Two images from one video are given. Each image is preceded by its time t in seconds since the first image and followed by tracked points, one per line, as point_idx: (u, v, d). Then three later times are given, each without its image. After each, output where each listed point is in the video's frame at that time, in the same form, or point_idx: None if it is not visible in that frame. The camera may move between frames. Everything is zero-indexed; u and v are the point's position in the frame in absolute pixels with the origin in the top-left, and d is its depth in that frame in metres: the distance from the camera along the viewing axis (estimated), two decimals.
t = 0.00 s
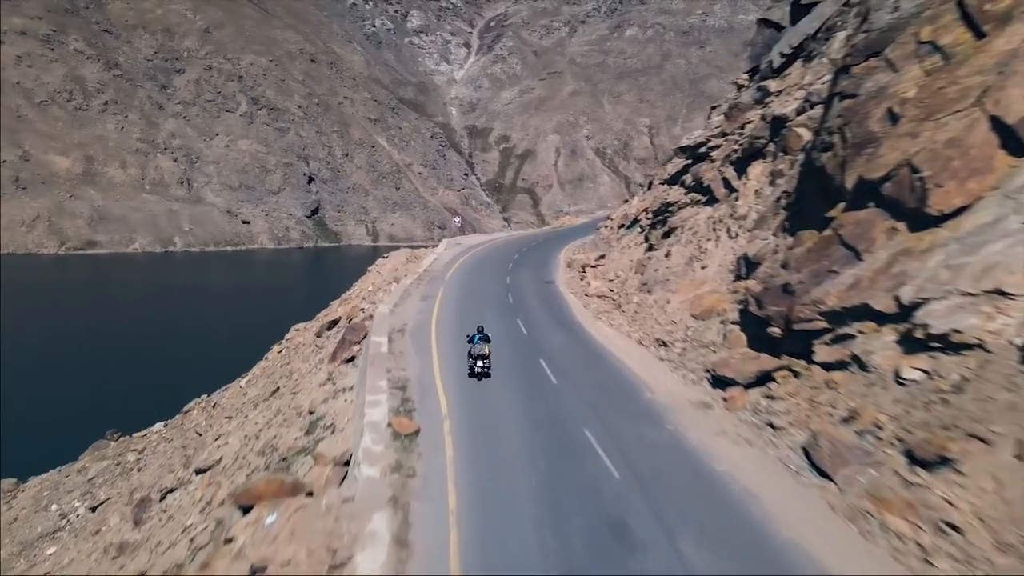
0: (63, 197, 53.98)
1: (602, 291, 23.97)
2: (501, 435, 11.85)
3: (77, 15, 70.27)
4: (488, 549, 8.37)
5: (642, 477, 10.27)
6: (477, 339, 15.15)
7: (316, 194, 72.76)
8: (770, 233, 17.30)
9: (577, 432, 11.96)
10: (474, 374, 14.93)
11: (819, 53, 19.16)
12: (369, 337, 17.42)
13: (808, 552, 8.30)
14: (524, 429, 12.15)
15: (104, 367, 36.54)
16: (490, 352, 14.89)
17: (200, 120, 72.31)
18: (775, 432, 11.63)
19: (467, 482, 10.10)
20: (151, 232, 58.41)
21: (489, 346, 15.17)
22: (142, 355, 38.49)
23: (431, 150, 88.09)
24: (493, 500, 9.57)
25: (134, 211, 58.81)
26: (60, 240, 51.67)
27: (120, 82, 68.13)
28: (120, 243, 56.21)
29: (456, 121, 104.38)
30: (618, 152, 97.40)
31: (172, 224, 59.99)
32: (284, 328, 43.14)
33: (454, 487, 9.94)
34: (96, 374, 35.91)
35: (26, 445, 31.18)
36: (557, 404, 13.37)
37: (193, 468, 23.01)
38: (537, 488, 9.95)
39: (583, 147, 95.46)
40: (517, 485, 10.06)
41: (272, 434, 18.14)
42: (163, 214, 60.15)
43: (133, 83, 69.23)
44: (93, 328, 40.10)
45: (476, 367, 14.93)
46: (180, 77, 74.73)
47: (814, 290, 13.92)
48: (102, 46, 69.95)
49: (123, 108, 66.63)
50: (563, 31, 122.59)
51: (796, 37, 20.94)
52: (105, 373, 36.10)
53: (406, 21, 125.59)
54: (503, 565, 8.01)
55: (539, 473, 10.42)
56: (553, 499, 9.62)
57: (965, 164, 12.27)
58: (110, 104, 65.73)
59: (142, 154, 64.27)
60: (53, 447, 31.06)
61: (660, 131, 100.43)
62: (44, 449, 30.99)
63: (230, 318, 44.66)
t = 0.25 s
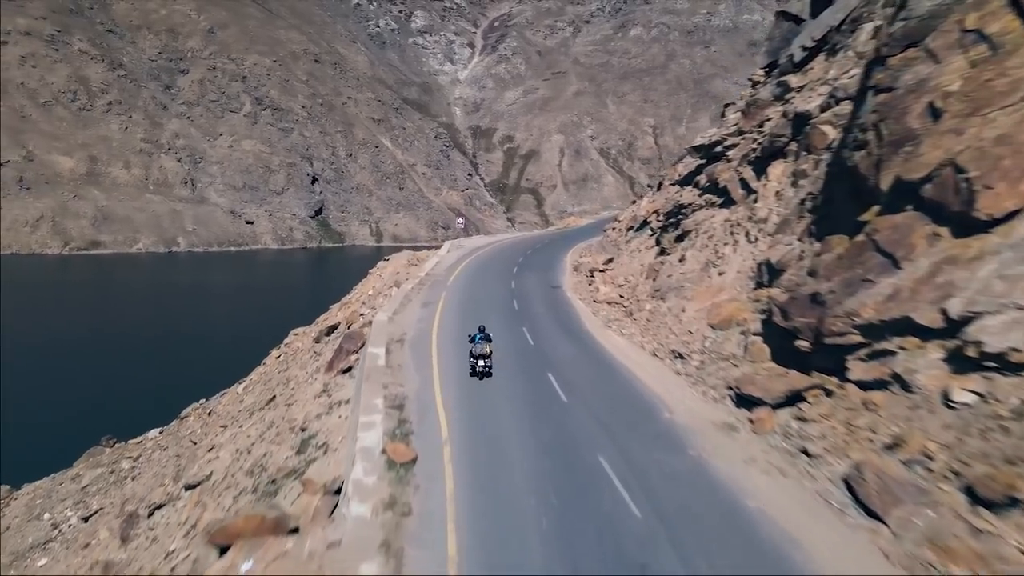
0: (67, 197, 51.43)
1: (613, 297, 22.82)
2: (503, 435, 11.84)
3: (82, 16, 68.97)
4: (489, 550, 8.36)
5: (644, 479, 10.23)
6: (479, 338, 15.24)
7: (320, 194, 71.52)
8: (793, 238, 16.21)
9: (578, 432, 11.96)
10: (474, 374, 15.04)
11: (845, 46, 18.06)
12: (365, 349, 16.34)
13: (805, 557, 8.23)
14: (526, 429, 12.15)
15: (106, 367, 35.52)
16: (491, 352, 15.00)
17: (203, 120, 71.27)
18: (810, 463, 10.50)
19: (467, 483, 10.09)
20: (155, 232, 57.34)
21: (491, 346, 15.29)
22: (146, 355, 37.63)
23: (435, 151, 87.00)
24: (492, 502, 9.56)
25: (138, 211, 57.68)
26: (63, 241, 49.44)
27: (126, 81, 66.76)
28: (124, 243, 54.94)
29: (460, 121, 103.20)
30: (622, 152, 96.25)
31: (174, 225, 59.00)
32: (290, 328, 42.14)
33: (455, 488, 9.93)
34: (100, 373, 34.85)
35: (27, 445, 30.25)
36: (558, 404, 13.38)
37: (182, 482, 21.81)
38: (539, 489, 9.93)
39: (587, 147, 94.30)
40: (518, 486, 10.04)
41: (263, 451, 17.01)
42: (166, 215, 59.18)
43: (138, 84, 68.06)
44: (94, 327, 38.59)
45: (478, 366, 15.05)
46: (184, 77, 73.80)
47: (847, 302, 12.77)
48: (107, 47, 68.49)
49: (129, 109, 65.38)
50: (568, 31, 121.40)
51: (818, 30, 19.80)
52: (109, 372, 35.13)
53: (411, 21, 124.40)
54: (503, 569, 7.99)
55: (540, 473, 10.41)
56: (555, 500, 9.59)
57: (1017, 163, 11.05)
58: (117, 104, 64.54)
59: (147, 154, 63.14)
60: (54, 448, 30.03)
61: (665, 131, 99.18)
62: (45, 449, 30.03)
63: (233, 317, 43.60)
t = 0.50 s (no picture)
0: (69, 197, 50.19)
1: (623, 304, 21.71)
2: (503, 436, 11.80)
3: (85, 15, 67.79)
4: (488, 551, 8.29)
5: (645, 478, 10.17)
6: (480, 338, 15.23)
7: (322, 194, 70.48)
8: (818, 243, 15.17)
9: (579, 433, 11.91)
10: (476, 373, 15.12)
11: (871, 40, 17.13)
12: (360, 362, 15.25)
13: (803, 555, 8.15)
14: (527, 429, 12.12)
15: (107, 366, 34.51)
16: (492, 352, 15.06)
17: (206, 120, 70.21)
18: (853, 500, 9.39)
19: (468, 484, 10.05)
20: (157, 232, 56.33)
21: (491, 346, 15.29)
22: (148, 355, 36.55)
23: (437, 150, 85.95)
24: (492, 502, 9.51)
25: (140, 211, 56.63)
26: (66, 241, 48.30)
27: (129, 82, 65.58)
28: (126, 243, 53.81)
29: (463, 121, 102.13)
30: (625, 152, 95.16)
31: (177, 225, 58.04)
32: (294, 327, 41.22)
33: (456, 489, 9.89)
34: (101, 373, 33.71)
35: (25, 445, 29.14)
36: (560, 406, 13.36)
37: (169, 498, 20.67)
38: (540, 488, 9.88)
39: (590, 147, 93.24)
40: (518, 486, 9.99)
41: (251, 471, 15.85)
42: (168, 214, 58.20)
43: (140, 84, 66.97)
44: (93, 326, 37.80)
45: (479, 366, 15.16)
46: (186, 77, 72.75)
47: (883, 316, 11.66)
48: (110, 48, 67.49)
49: (132, 109, 64.35)
50: (570, 31, 120.28)
51: (841, 23, 18.76)
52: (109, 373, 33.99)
53: (413, 21, 123.35)
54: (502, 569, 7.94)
55: (542, 473, 10.36)
56: (556, 500, 9.53)
57: None
58: (121, 105, 63.63)
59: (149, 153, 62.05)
60: (54, 448, 28.85)
61: (668, 131, 98.04)
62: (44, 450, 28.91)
63: (235, 317, 42.61)
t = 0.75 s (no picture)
0: (70, 197, 50.31)
1: (633, 311, 20.66)
2: (504, 437, 11.77)
3: (88, 16, 66.92)
4: (487, 550, 8.29)
5: (645, 479, 10.15)
6: (481, 336, 15.27)
7: (324, 194, 69.41)
8: (846, 248, 14.07)
9: (580, 435, 11.90)
10: (477, 371, 15.19)
11: (904, 29, 15.94)
12: (353, 379, 14.06)
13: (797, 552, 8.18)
14: (527, 430, 12.12)
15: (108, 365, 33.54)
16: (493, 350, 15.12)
17: (208, 119, 69.03)
18: (907, 548, 8.32)
19: (468, 482, 10.05)
20: (160, 232, 55.48)
21: (491, 343, 15.37)
22: (149, 355, 35.57)
23: (440, 149, 84.79)
24: (492, 501, 9.51)
25: (142, 211, 55.61)
26: (67, 240, 48.03)
27: (130, 82, 64.67)
28: (129, 241, 52.96)
29: (466, 120, 100.93)
30: (629, 152, 93.99)
31: (179, 225, 57.07)
32: (297, 325, 40.44)
33: (456, 487, 9.89)
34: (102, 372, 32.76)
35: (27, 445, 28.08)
36: (563, 411, 13.06)
37: (155, 514, 19.49)
38: (541, 497, 9.64)
39: (593, 146, 92.05)
40: (518, 486, 9.98)
41: (236, 493, 14.73)
42: (171, 214, 57.19)
43: (143, 83, 66.12)
44: (97, 326, 36.51)
45: (481, 364, 15.19)
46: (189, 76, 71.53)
47: (929, 332, 10.52)
48: (113, 49, 66.86)
49: (133, 108, 63.31)
50: (573, 30, 119.02)
51: (868, 14, 17.62)
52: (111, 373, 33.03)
53: (415, 20, 122.08)
54: (500, 568, 7.94)
55: (543, 481, 10.11)
56: (557, 508, 9.30)
57: None
58: (121, 104, 62.67)
59: (152, 153, 61.14)
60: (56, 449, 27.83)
61: (672, 130, 96.82)
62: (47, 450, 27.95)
63: (237, 314, 41.73)
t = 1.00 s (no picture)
0: (72, 197, 50.47)
1: (645, 320, 19.53)
2: (503, 440, 11.81)
3: (88, 15, 66.07)
4: (485, 551, 8.33)
5: (644, 480, 10.15)
6: (481, 336, 15.33)
7: (326, 194, 68.29)
8: (879, 255, 12.92)
9: (579, 438, 11.93)
10: (478, 371, 15.23)
11: (940, 18, 14.78)
12: (344, 397, 12.95)
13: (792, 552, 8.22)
14: (528, 431, 12.22)
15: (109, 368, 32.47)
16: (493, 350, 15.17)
17: (211, 119, 67.82)
18: None
19: (466, 485, 10.09)
20: (162, 232, 54.38)
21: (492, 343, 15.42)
22: (151, 356, 34.48)
23: (442, 150, 83.69)
24: (490, 504, 9.53)
25: (144, 211, 54.64)
26: (69, 240, 47.78)
27: (132, 82, 63.71)
28: (130, 241, 52.14)
29: (468, 120, 99.82)
30: (631, 152, 92.88)
31: (182, 225, 55.99)
32: (302, 322, 39.36)
33: (455, 490, 9.93)
34: (101, 376, 31.67)
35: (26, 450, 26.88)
36: (563, 413, 13.13)
37: (139, 534, 18.25)
38: (541, 496, 9.73)
39: (595, 146, 90.94)
40: (516, 488, 10.02)
41: (219, 521, 13.53)
42: (173, 214, 56.00)
43: (145, 83, 64.97)
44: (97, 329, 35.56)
45: (480, 364, 15.23)
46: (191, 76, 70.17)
47: (985, 354, 9.40)
48: (115, 48, 65.86)
49: (133, 108, 62.17)
50: (576, 30, 117.87)
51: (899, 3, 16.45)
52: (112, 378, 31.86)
53: (418, 20, 120.94)
54: (498, 568, 7.98)
55: (543, 481, 10.21)
56: (557, 507, 9.40)
57: None
58: (122, 104, 61.69)
59: (155, 154, 60.10)
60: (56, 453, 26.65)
61: (674, 130, 95.63)
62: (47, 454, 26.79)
63: (240, 313, 40.64)
